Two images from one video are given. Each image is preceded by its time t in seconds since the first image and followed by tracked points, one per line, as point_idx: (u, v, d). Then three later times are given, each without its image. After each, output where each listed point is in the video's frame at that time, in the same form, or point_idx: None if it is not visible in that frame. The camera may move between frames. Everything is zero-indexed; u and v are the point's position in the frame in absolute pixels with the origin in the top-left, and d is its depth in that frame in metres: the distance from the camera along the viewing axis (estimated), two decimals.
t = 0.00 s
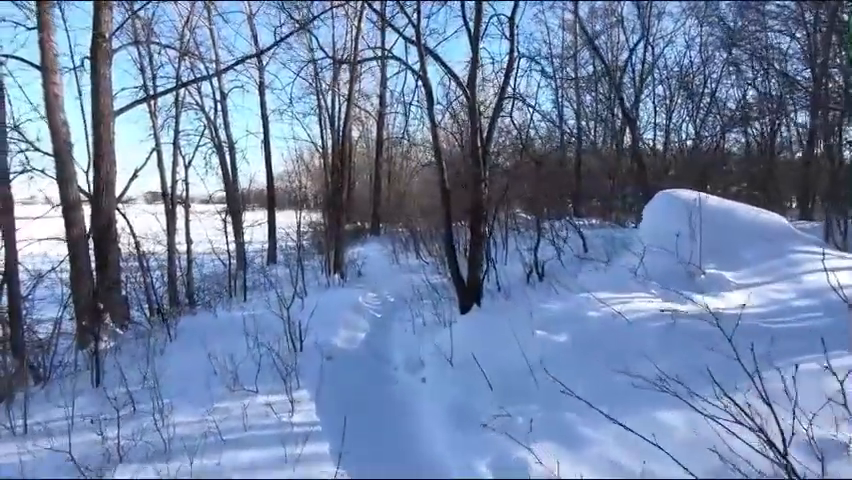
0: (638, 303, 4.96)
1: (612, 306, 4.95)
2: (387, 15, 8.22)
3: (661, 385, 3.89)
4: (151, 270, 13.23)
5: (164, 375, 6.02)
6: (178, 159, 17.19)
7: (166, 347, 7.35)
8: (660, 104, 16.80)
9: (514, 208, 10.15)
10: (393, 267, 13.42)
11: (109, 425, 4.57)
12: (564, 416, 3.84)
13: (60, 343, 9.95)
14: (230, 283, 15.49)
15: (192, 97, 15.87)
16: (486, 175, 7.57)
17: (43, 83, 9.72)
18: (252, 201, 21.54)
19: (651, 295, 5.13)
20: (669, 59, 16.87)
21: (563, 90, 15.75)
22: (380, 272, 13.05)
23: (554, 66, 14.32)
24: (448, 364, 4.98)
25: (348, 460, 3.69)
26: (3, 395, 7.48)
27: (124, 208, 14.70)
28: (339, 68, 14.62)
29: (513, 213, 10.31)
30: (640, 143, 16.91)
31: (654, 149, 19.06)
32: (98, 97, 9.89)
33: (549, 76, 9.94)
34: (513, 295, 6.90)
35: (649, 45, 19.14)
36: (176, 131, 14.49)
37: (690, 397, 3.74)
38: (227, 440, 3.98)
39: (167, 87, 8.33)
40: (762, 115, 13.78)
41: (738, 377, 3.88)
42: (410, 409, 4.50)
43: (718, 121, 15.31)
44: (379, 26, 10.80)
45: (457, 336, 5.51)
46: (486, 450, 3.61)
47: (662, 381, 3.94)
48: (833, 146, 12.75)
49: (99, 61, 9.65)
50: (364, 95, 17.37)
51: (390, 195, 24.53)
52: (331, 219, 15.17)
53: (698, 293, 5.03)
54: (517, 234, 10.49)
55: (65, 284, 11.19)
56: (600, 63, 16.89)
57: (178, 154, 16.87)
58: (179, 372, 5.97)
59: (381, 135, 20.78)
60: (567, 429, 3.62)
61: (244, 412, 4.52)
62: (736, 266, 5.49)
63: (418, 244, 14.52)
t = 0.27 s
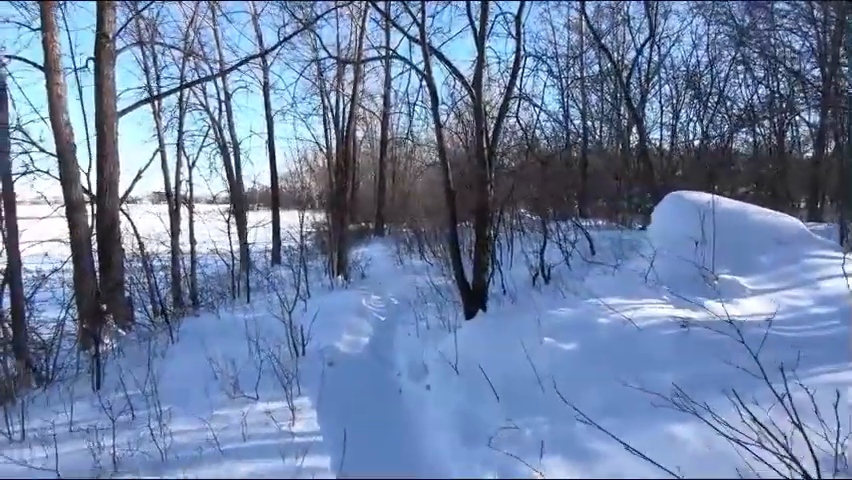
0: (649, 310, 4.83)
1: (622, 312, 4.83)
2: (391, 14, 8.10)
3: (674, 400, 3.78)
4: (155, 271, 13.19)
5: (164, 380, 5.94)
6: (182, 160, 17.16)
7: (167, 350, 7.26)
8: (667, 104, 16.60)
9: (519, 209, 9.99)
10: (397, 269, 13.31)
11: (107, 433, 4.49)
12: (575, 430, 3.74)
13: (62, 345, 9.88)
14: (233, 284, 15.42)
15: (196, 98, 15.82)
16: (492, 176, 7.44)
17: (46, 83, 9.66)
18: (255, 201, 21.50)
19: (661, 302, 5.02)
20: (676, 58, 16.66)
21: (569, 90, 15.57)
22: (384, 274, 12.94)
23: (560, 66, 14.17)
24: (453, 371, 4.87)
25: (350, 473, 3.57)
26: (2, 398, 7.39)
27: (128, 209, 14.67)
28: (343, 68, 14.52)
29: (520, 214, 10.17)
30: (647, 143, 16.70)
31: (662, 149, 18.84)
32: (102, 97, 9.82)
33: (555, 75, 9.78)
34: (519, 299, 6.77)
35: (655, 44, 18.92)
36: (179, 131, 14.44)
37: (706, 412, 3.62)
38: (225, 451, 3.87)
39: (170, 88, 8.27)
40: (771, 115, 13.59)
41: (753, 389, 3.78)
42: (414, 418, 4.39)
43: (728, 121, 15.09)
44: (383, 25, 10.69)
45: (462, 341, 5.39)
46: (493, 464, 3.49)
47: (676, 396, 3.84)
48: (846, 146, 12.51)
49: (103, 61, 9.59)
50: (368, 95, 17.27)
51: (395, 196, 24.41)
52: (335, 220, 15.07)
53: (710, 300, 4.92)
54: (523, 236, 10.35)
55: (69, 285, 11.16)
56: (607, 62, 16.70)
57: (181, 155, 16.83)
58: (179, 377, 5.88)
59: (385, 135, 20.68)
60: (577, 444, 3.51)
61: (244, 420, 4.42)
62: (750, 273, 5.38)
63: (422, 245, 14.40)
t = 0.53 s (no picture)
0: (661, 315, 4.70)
1: (632, 317, 4.71)
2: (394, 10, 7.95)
3: (697, 418, 3.59)
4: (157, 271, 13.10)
5: (162, 382, 5.82)
6: (185, 160, 17.09)
7: (166, 352, 7.14)
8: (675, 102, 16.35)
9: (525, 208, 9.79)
10: (401, 269, 13.15)
11: (101, 439, 4.36)
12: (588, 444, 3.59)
13: (63, 346, 9.79)
14: (236, 284, 15.31)
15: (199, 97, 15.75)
16: (497, 176, 7.26)
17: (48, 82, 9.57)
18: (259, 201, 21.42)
19: (673, 307, 4.89)
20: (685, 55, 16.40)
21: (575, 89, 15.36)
22: (388, 275, 12.79)
23: (567, 64, 13.96)
24: (457, 377, 4.71)
25: None
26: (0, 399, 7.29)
27: (132, 208, 14.59)
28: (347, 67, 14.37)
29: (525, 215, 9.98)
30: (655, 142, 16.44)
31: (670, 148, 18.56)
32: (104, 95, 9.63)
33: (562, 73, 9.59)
34: (525, 301, 6.60)
35: (662, 42, 18.67)
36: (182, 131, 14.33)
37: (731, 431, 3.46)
38: (220, 461, 3.73)
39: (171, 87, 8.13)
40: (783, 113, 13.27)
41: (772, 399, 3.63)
42: (416, 426, 4.23)
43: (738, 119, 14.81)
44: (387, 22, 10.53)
45: (466, 345, 5.23)
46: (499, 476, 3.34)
47: (698, 413, 3.66)
48: None
49: (104, 60, 9.48)
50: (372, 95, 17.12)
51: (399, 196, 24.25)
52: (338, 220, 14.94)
53: (725, 304, 4.83)
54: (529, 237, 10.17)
55: (71, 285, 11.08)
56: (614, 60, 16.47)
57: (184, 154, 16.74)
58: (177, 380, 5.75)
59: (389, 135, 20.52)
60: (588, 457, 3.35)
61: (240, 427, 4.28)
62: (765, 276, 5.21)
63: (426, 245, 14.23)
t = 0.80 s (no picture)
0: (670, 317, 4.56)
1: (641, 319, 4.56)
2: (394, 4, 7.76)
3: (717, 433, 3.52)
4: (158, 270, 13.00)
5: (156, 385, 5.67)
6: (186, 159, 16.98)
7: (162, 354, 7.00)
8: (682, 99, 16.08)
9: (528, 207, 9.56)
10: (403, 269, 12.96)
11: (89, 446, 4.22)
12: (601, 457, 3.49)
13: (61, 347, 9.67)
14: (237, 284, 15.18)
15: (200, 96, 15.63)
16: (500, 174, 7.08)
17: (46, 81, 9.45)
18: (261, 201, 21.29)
19: (684, 308, 4.74)
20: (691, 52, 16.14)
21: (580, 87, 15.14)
22: (389, 275, 12.62)
23: (571, 61, 13.75)
24: (457, 381, 4.54)
25: None
26: None
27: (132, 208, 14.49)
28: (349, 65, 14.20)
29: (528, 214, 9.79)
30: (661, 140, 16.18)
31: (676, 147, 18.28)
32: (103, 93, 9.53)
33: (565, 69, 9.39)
34: (528, 302, 6.42)
35: (668, 40, 18.41)
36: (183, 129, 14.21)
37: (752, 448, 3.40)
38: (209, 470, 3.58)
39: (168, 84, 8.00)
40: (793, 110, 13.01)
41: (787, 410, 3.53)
42: (414, 432, 4.06)
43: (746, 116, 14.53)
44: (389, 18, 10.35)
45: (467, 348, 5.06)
46: None
47: (719, 427, 3.58)
48: None
49: (104, 58, 9.34)
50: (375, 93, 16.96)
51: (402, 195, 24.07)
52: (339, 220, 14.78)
53: (737, 306, 4.69)
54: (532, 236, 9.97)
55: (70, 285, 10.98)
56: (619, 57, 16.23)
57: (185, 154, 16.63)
58: (171, 382, 5.62)
59: (392, 135, 20.35)
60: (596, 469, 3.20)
61: (232, 433, 4.13)
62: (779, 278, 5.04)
63: (428, 245, 14.03)
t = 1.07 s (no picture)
0: (679, 323, 4.41)
1: (647, 326, 4.39)
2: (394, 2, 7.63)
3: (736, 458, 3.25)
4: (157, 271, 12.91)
5: (150, 390, 5.56)
6: (187, 159, 16.90)
7: (157, 358, 6.87)
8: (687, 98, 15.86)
9: (531, 207, 9.38)
10: (404, 270, 12.81)
11: (76, 455, 4.10)
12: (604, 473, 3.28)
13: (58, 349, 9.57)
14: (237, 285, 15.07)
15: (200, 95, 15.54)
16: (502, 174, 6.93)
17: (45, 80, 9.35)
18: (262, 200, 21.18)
19: (692, 315, 4.56)
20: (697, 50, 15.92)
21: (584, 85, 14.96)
22: (390, 276, 12.47)
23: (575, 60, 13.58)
24: (456, 389, 4.40)
25: None
26: None
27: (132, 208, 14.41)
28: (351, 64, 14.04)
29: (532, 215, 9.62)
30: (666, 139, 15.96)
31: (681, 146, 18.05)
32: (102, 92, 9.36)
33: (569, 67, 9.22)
34: (531, 306, 6.26)
35: (673, 38, 18.20)
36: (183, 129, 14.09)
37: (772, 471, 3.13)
38: None
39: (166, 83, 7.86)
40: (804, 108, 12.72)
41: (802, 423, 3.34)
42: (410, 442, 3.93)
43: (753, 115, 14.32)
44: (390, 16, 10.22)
45: (468, 353, 4.91)
46: None
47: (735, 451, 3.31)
48: None
49: (103, 57, 9.24)
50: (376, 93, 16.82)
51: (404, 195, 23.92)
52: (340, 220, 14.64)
53: (747, 312, 4.52)
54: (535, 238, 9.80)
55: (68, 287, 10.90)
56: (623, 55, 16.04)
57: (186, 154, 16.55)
58: (164, 387, 5.49)
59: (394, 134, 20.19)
60: None
61: (224, 443, 4.01)
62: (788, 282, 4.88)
63: (430, 246, 13.87)
